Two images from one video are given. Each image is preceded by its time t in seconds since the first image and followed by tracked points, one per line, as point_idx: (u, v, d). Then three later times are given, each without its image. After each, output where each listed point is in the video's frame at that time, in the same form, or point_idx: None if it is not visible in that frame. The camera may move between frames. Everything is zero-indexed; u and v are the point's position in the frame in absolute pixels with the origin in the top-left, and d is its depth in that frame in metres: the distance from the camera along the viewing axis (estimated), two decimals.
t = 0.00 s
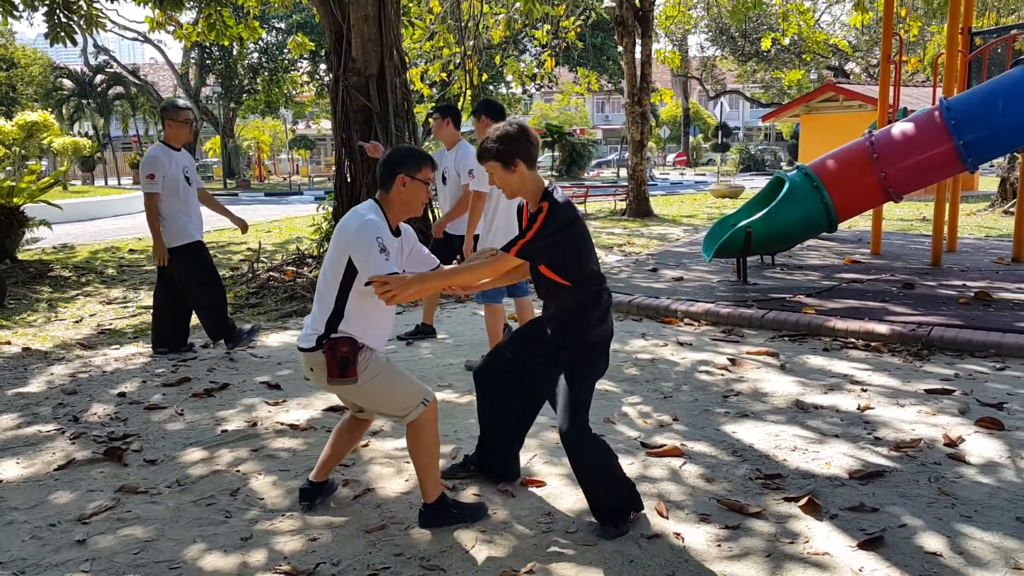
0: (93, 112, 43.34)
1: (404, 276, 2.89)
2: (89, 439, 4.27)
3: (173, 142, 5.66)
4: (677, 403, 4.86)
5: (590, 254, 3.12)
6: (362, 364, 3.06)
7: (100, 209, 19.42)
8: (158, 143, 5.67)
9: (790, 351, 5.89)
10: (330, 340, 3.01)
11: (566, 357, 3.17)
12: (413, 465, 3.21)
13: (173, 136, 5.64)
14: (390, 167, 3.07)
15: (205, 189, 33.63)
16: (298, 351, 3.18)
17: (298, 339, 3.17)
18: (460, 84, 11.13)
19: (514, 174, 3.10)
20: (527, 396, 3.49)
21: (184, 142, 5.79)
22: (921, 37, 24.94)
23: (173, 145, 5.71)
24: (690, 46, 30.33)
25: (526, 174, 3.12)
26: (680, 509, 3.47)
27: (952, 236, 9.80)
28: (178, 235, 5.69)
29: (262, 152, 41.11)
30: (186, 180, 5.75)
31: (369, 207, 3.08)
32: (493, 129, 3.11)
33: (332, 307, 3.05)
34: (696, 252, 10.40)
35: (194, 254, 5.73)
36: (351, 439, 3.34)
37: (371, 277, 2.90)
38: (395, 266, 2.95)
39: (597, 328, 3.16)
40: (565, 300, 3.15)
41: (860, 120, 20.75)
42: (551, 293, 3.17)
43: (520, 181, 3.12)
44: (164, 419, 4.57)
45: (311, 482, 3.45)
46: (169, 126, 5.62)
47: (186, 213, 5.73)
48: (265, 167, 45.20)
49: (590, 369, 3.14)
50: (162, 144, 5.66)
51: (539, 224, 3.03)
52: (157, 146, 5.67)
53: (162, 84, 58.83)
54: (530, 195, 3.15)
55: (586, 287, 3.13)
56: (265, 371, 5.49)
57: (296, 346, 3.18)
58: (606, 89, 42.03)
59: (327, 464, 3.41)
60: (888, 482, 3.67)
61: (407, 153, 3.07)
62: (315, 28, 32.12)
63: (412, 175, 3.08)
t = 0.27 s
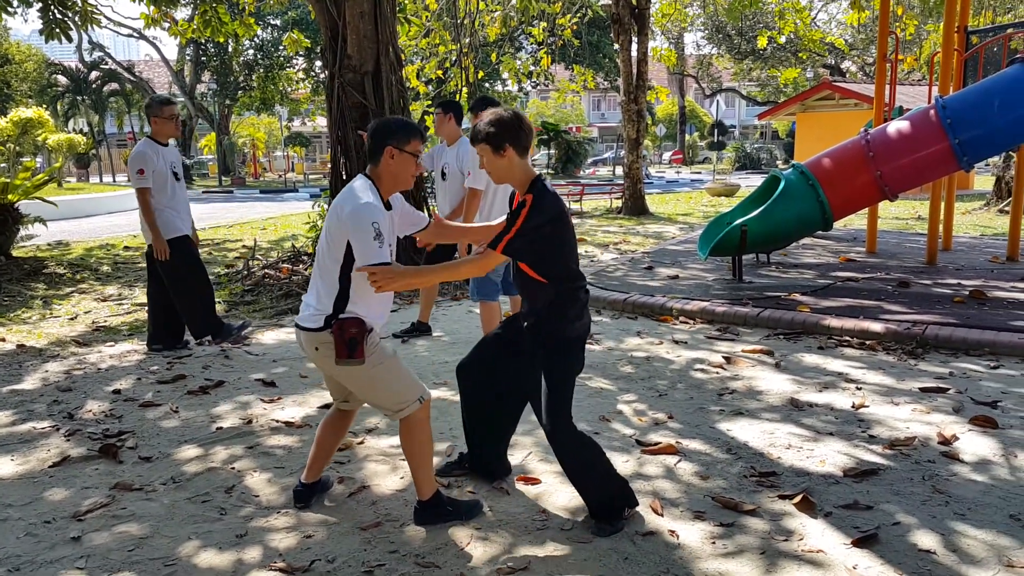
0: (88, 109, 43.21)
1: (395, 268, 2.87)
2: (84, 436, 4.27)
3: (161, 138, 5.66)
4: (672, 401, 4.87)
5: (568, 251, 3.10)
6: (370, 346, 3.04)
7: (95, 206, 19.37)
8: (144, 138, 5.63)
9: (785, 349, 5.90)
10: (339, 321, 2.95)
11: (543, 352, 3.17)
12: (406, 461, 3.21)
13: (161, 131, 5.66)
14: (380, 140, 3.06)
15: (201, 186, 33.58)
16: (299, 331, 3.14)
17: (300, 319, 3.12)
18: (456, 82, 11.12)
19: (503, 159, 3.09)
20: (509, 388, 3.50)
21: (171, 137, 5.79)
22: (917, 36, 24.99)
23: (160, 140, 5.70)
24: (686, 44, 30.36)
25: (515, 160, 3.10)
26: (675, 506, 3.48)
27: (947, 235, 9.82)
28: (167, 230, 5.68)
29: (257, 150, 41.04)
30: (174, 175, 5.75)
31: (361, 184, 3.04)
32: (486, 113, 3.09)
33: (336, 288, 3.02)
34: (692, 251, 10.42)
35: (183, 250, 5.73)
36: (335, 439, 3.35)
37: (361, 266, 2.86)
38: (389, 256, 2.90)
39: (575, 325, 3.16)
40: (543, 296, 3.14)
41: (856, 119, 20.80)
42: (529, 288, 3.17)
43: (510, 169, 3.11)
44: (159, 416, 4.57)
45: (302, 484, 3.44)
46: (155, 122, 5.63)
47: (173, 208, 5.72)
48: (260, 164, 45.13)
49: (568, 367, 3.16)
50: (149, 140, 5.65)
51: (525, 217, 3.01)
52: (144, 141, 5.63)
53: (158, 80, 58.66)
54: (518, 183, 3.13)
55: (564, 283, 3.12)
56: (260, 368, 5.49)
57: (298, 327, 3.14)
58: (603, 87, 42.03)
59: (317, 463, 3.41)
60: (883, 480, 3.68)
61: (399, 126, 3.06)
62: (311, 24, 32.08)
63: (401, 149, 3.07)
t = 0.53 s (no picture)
0: (85, 107, 43.12)
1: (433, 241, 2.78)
2: (81, 434, 4.27)
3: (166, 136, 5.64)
4: (669, 399, 4.88)
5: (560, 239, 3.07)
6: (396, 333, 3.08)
7: (91, 205, 19.34)
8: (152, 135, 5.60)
9: (782, 347, 5.91)
10: (371, 307, 2.99)
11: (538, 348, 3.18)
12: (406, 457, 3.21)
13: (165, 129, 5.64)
14: (382, 118, 3.04)
15: (197, 184, 33.56)
16: (315, 318, 3.08)
17: (316, 305, 3.06)
18: (453, 80, 11.11)
19: (501, 138, 3.09)
20: (505, 383, 3.47)
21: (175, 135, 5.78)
22: (914, 34, 25.01)
23: (164, 138, 5.68)
24: (682, 42, 30.36)
25: (514, 141, 3.09)
26: (672, 504, 3.49)
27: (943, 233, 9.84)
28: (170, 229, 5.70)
29: (254, 148, 40.99)
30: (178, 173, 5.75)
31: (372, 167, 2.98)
32: (484, 94, 3.09)
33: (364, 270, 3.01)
34: (689, 248, 10.43)
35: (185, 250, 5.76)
36: (326, 429, 3.35)
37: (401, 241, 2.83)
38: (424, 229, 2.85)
39: (566, 313, 3.15)
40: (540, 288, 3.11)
41: (853, 116, 20.82)
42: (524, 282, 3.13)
43: (509, 149, 3.10)
44: (156, 414, 4.57)
45: (297, 482, 3.44)
46: (159, 120, 5.61)
47: (177, 207, 5.74)
48: (257, 162, 45.08)
49: (565, 355, 3.17)
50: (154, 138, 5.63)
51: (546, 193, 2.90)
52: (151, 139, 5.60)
53: (154, 78, 58.56)
54: (518, 164, 3.11)
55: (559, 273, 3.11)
56: (257, 366, 5.49)
57: (314, 314, 3.08)
58: (599, 85, 42.00)
59: (310, 461, 3.41)
60: (879, 477, 3.69)
61: (403, 104, 3.03)
62: (308, 22, 32.04)
63: (404, 127, 3.04)
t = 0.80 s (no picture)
0: (82, 103, 43.03)
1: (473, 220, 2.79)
2: (78, 432, 4.26)
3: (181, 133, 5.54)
4: (666, 396, 4.88)
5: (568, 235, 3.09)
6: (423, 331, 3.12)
7: (89, 202, 19.31)
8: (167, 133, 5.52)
9: (779, 345, 5.92)
10: (401, 306, 3.01)
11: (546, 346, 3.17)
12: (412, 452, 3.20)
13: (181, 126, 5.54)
14: (402, 111, 3.04)
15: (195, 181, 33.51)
16: (337, 317, 3.07)
17: (339, 305, 3.05)
18: (450, 77, 11.10)
19: (503, 135, 3.07)
20: (506, 382, 3.47)
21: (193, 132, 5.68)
22: (912, 32, 25.02)
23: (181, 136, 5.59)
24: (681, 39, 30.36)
25: (516, 138, 3.07)
26: (668, 501, 3.49)
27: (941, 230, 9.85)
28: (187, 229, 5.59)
29: (252, 145, 40.93)
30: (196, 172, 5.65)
31: (392, 159, 2.99)
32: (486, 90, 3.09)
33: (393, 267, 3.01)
34: (686, 246, 10.43)
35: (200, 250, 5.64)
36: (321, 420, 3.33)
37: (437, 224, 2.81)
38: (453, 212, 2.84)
39: (573, 309, 3.16)
40: (551, 279, 3.12)
41: (851, 114, 20.82)
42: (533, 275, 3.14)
43: (510, 146, 3.08)
44: (153, 411, 4.56)
45: (290, 472, 3.46)
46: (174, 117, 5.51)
47: (195, 206, 5.63)
48: (254, 159, 45.00)
49: (573, 350, 3.17)
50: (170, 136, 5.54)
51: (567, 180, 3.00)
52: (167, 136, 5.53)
53: (151, 75, 58.47)
54: (518, 160, 3.10)
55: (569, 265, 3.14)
56: (255, 363, 5.48)
57: (335, 312, 3.06)
58: (597, 82, 41.98)
59: (304, 450, 3.41)
60: (876, 474, 3.70)
61: (421, 97, 3.04)
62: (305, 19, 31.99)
63: (424, 121, 3.05)
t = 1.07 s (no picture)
0: (76, 104, 42.91)
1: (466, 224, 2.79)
2: (73, 433, 4.25)
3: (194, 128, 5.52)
4: (662, 393, 4.89)
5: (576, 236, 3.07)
6: (409, 354, 3.04)
7: (83, 202, 19.27)
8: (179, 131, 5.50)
9: (774, 341, 5.93)
10: (383, 331, 2.95)
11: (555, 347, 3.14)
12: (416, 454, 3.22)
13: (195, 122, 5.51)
14: (416, 141, 3.04)
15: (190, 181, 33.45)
16: (325, 337, 3.06)
17: (327, 324, 3.04)
18: (445, 75, 11.09)
19: (506, 147, 3.09)
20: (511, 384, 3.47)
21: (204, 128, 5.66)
22: (905, 28, 25.08)
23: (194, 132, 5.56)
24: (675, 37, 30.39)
25: (517, 150, 3.10)
26: (665, 498, 3.50)
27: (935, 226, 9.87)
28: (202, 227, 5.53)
29: (246, 145, 40.89)
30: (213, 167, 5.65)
31: (399, 181, 3.02)
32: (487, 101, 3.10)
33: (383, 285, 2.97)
34: (682, 243, 10.43)
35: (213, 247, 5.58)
36: (328, 421, 3.34)
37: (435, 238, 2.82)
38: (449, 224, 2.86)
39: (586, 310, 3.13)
40: (562, 281, 3.10)
41: (845, 111, 20.86)
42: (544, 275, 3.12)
43: (509, 156, 3.11)
44: (148, 412, 4.56)
45: (289, 475, 3.47)
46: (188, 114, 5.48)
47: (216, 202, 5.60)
48: (249, 159, 44.94)
49: (582, 350, 3.13)
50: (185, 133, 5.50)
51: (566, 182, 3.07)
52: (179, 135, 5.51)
53: (145, 75, 58.38)
54: (516, 170, 3.15)
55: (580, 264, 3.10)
56: (250, 363, 5.47)
57: (324, 332, 3.07)
58: (592, 80, 41.98)
59: (304, 456, 3.42)
60: (872, 470, 3.71)
61: (433, 124, 3.04)
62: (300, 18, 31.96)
63: (439, 149, 3.06)
